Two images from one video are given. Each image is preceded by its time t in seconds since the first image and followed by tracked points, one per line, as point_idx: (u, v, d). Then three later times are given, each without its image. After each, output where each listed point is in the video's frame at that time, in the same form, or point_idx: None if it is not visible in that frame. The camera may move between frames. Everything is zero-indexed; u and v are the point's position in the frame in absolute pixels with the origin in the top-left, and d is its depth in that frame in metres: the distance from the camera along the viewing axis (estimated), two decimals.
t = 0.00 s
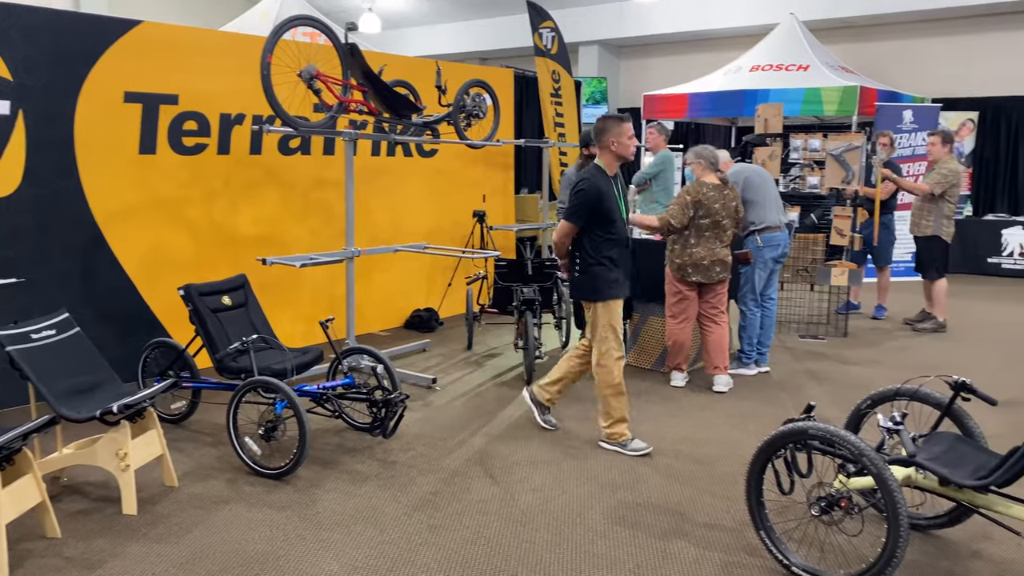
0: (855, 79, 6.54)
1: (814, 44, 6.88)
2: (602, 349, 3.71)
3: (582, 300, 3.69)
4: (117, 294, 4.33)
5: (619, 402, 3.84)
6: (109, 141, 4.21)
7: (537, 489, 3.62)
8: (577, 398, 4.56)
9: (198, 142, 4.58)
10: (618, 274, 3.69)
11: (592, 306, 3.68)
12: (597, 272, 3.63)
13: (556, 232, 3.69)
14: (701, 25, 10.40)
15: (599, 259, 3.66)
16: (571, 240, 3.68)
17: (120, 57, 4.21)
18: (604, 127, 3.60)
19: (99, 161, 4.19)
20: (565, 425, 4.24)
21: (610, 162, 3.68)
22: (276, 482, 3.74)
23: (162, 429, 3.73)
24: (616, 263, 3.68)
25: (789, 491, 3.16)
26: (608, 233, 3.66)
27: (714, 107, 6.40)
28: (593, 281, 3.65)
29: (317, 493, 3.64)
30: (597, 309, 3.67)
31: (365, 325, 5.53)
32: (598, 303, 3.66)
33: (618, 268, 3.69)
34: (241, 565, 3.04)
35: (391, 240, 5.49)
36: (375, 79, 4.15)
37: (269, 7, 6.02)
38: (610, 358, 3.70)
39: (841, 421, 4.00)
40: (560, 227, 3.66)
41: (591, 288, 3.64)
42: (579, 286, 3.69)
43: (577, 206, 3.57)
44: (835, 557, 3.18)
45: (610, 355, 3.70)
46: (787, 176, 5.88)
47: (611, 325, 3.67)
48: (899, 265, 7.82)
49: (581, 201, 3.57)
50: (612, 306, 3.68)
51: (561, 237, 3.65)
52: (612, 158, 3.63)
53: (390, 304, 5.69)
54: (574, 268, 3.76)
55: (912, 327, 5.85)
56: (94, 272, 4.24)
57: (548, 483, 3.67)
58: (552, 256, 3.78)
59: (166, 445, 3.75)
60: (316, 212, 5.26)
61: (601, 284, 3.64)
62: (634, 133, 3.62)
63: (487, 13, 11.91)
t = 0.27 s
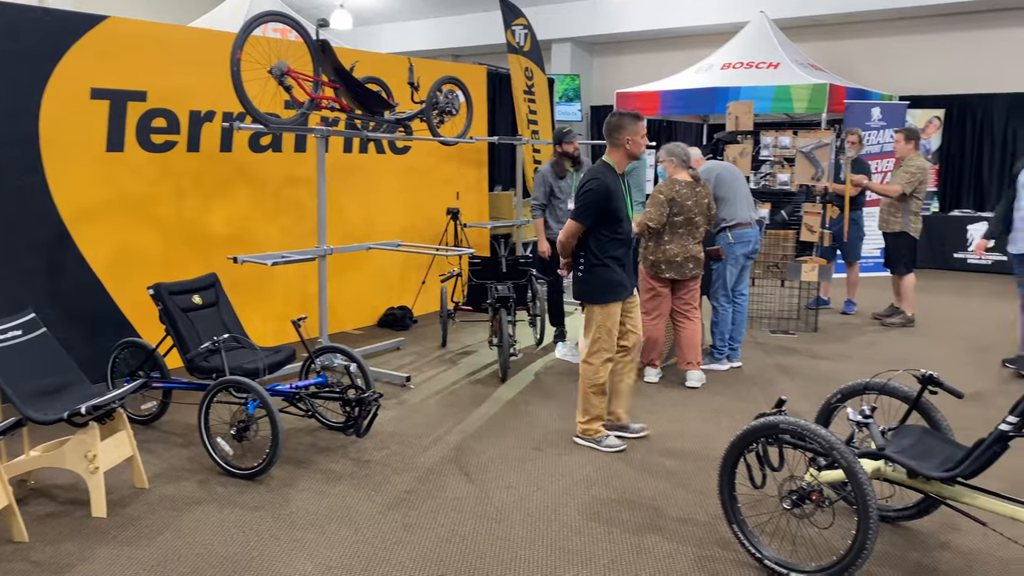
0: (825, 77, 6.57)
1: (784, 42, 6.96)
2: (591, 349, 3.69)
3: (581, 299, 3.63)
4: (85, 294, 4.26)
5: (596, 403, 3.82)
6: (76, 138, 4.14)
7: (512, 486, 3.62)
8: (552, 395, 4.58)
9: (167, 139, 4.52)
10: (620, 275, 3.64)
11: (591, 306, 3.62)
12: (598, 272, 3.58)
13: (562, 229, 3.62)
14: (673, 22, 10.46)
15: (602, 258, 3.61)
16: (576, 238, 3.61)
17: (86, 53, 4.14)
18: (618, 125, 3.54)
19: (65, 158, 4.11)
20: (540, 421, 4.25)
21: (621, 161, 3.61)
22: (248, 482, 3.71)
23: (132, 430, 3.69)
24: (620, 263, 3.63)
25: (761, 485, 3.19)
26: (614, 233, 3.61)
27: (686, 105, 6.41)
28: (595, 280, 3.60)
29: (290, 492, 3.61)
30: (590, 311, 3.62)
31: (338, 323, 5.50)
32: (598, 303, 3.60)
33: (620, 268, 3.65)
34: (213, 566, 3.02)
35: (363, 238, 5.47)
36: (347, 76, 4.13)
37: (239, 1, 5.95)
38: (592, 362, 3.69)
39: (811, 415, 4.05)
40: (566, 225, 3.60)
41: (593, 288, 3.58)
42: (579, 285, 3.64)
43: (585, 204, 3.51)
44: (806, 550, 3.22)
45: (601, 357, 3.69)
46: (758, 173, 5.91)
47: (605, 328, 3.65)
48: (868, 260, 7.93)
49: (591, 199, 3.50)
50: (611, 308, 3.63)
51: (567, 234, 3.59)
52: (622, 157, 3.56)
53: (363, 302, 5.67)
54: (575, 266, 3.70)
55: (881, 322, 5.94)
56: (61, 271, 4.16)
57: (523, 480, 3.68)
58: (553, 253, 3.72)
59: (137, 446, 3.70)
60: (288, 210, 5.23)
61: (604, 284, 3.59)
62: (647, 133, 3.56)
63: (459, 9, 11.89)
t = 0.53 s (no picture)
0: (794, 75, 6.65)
1: (754, 40, 7.03)
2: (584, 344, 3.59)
3: (583, 301, 3.52)
4: (51, 294, 4.18)
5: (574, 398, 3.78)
6: (40, 136, 4.06)
7: (486, 484, 3.62)
8: (526, 391, 4.59)
9: (135, 136, 4.45)
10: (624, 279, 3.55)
11: (592, 310, 3.52)
12: (602, 275, 3.48)
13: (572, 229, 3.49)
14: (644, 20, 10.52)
15: (608, 262, 3.51)
16: (584, 238, 3.50)
17: (50, 48, 4.06)
18: (636, 126, 3.45)
19: (29, 155, 4.03)
20: (514, 419, 4.26)
21: (634, 163, 3.52)
22: (220, 483, 3.67)
23: (100, 432, 3.63)
24: (626, 268, 3.54)
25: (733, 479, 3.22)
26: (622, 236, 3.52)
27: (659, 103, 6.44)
28: (599, 283, 3.50)
29: (262, 493, 3.58)
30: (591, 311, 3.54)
31: (310, 322, 5.47)
32: (601, 307, 3.50)
33: (625, 272, 3.55)
34: (184, 569, 2.98)
35: (335, 236, 5.44)
36: (318, 72, 4.11)
37: None
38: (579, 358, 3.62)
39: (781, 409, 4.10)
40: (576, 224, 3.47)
41: (596, 291, 3.48)
42: (582, 287, 3.53)
43: (598, 203, 3.40)
44: (778, 543, 3.25)
45: (590, 355, 3.59)
46: (728, 170, 5.94)
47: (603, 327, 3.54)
48: (838, 256, 8.04)
49: (604, 199, 3.40)
50: (612, 311, 3.53)
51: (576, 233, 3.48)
52: (637, 160, 3.47)
53: (335, 301, 5.64)
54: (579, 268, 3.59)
55: (849, 317, 6.02)
56: (26, 270, 4.08)
57: (497, 477, 3.68)
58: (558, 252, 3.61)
59: (105, 448, 3.64)
60: (258, 208, 5.18)
61: (608, 287, 3.48)
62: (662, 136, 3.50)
63: (431, 6, 11.87)
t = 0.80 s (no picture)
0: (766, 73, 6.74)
1: (726, 38, 7.09)
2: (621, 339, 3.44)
3: (621, 300, 3.42)
4: (18, 295, 4.11)
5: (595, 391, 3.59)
6: (5, 133, 3.98)
7: (462, 482, 3.62)
8: (502, 389, 4.59)
9: (103, 134, 4.39)
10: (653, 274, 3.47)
11: (631, 307, 3.42)
12: (640, 271, 3.39)
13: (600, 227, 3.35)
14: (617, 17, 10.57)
15: (641, 257, 3.42)
16: (616, 236, 3.37)
17: (15, 44, 3.97)
18: (658, 121, 3.37)
19: None
20: (490, 416, 4.26)
21: (655, 158, 3.44)
22: (193, 485, 3.63)
23: (70, 435, 3.57)
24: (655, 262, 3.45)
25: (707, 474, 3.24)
26: (650, 231, 3.42)
27: (632, 100, 6.50)
28: (635, 279, 3.40)
29: (236, 495, 3.55)
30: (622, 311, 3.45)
31: (283, 322, 5.43)
32: (641, 304, 3.41)
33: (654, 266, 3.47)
34: (157, 572, 2.94)
35: (308, 235, 5.41)
36: (290, 69, 4.05)
37: None
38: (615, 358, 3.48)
39: (755, 405, 4.14)
40: (606, 222, 3.33)
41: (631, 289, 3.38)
42: (618, 286, 3.41)
43: (634, 200, 3.28)
44: (753, 538, 3.28)
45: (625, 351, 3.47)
46: (701, 168, 6.04)
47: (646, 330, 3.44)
48: (809, 252, 8.13)
49: (639, 195, 3.29)
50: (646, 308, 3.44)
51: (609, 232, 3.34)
52: (663, 154, 3.39)
53: (309, 300, 5.61)
54: (609, 267, 3.46)
55: (821, 312, 6.09)
56: None
57: (473, 475, 3.68)
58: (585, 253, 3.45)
59: (75, 451, 3.59)
60: (231, 206, 5.14)
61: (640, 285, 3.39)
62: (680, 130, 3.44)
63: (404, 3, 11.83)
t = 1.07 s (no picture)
0: (738, 71, 6.80)
1: (699, 36, 7.14)
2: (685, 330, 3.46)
3: (650, 290, 3.43)
4: None
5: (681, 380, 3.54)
6: None
7: (438, 481, 3.62)
8: (479, 387, 4.60)
9: (72, 132, 4.32)
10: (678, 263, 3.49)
11: (662, 297, 3.44)
12: (668, 262, 3.41)
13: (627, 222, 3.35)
14: (591, 15, 10.62)
15: (668, 249, 3.44)
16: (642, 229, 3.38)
17: None
18: (675, 117, 3.36)
19: None
20: (466, 414, 4.26)
21: (674, 152, 3.45)
22: (166, 487, 3.59)
23: (39, 438, 3.51)
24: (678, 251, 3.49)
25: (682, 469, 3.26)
26: (673, 222, 3.44)
27: (606, 98, 6.54)
28: (663, 271, 3.43)
29: (210, 496, 3.52)
30: (665, 299, 3.43)
31: (257, 321, 5.40)
32: (670, 295, 3.44)
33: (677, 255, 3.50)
34: None
35: (281, 234, 5.38)
36: (262, 66, 4.02)
37: None
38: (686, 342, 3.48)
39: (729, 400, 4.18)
40: (635, 216, 3.33)
41: (661, 280, 3.40)
42: (646, 279, 3.42)
43: (660, 194, 3.31)
44: (727, 532, 3.31)
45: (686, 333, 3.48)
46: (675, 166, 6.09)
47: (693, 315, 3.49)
48: (782, 249, 8.23)
49: (667, 188, 3.31)
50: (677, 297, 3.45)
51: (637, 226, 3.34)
52: (682, 149, 3.40)
53: (283, 299, 5.58)
54: (635, 259, 3.47)
55: (793, 308, 6.17)
56: None
57: (449, 474, 3.68)
58: (608, 248, 3.43)
59: (45, 454, 3.52)
60: (203, 205, 5.09)
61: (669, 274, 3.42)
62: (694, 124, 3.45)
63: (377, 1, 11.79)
